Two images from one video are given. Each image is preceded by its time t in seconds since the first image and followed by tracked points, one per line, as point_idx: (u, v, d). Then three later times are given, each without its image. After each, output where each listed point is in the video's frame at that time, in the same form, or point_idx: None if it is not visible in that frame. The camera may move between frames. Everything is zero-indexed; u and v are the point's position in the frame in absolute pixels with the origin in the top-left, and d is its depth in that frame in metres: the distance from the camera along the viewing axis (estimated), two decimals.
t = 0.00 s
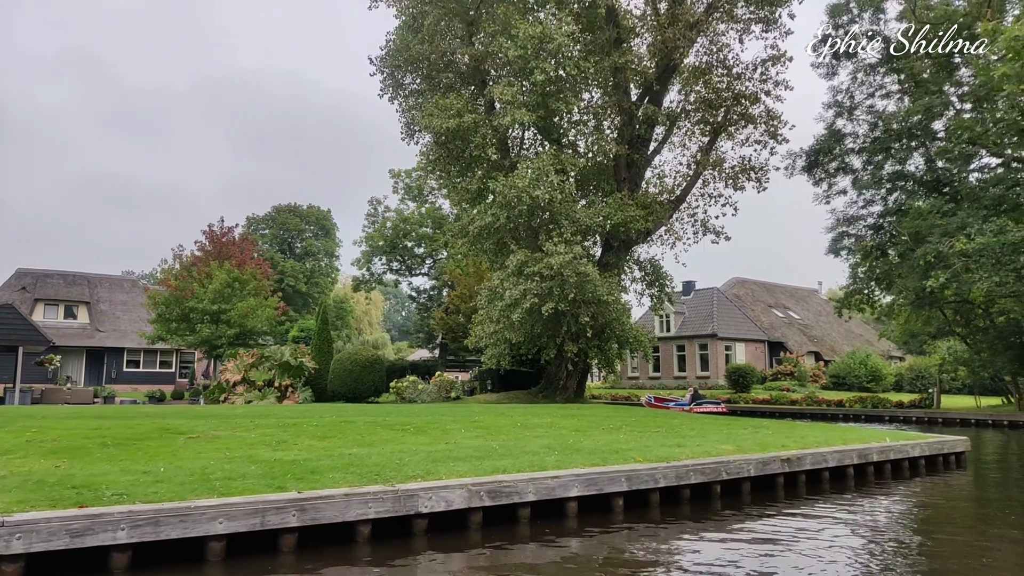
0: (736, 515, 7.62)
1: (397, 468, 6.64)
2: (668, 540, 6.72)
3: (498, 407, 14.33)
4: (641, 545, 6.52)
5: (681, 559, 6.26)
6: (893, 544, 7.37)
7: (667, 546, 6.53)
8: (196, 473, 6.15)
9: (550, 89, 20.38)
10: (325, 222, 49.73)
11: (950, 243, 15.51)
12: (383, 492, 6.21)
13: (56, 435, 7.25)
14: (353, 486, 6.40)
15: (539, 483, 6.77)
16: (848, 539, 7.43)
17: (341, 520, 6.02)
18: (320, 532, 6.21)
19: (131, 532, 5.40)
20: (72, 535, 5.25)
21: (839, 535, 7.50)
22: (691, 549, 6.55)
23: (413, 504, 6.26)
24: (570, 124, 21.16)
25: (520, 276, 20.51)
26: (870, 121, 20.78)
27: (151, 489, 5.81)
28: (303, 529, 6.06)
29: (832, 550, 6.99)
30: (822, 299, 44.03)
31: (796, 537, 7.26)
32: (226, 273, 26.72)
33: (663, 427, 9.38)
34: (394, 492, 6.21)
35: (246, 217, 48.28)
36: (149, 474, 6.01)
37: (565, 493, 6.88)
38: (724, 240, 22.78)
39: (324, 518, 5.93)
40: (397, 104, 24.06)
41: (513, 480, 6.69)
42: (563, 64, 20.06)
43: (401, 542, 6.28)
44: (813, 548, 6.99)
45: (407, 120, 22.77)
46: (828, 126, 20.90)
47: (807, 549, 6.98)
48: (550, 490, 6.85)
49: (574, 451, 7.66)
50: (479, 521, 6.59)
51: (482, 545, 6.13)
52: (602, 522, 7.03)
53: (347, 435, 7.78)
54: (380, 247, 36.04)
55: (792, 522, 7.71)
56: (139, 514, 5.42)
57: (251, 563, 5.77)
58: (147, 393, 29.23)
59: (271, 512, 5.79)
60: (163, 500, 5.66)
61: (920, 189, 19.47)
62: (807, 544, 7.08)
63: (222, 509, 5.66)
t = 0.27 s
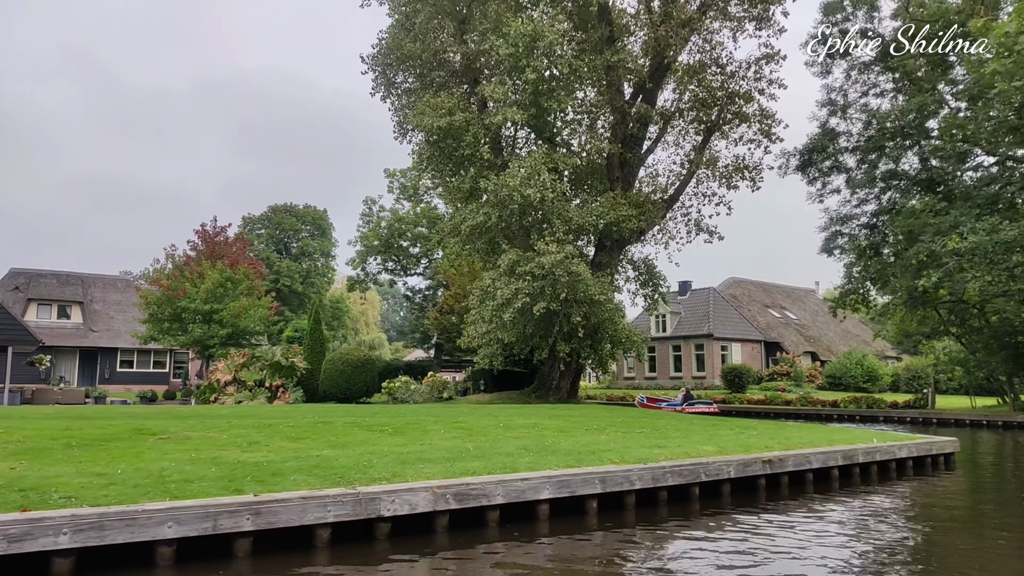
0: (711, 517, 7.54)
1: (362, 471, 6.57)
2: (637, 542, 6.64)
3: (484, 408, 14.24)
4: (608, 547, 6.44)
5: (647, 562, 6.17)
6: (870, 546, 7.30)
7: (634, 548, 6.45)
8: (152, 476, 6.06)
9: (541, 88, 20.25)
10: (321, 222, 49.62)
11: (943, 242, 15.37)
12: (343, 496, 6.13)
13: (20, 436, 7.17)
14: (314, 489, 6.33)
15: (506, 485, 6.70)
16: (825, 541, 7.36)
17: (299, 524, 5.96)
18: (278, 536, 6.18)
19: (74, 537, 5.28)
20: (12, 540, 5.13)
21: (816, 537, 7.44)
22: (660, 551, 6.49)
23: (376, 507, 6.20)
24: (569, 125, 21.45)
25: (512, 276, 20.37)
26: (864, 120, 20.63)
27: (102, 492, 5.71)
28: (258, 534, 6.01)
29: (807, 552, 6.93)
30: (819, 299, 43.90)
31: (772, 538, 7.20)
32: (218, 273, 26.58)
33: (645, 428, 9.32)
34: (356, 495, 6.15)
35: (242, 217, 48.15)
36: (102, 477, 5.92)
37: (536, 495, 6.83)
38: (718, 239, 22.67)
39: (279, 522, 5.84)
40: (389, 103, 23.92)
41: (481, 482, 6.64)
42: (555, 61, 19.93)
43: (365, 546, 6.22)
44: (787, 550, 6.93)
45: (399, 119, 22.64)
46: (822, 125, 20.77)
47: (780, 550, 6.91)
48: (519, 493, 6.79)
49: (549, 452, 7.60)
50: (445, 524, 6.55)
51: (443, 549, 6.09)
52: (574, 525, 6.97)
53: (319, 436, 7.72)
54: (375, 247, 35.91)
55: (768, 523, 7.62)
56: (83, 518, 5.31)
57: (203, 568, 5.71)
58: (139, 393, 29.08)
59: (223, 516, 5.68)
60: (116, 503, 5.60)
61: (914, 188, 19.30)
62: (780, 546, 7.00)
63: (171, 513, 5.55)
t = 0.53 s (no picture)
0: (685, 518, 7.48)
1: (327, 474, 6.52)
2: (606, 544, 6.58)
3: (471, 409, 14.17)
4: (574, 549, 6.38)
5: (612, 563, 6.12)
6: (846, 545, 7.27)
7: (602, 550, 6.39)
8: (108, 478, 5.98)
9: (534, 86, 20.13)
10: (318, 221, 49.51)
11: (936, 241, 15.26)
12: (303, 498, 6.09)
13: None
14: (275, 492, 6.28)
15: (474, 488, 6.67)
16: (801, 538, 7.34)
17: (255, 528, 5.90)
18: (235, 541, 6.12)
19: (14, 543, 5.15)
20: None
21: (792, 535, 7.40)
22: (629, 551, 6.47)
23: (338, 510, 6.17)
24: (563, 123, 21.39)
25: (504, 275, 20.24)
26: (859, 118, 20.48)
27: (52, 495, 5.62)
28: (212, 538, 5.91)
29: (781, 550, 6.90)
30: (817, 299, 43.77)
31: (747, 536, 7.17)
32: (211, 272, 26.44)
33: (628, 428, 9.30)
34: (316, 498, 6.13)
35: (238, 217, 48.01)
36: (57, 479, 5.84)
37: (506, 498, 6.82)
38: (712, 238, 22.55)
39: (234, 525, 5.78)
40: (382, 101, 23.78)
41: (449, 485, 6.62)
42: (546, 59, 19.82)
43: (327, 551, 6.22)
44: (760, 550, 6.89)
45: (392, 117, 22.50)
46: (817, 123, 20.61)
47: (752, 550, 6.84)
48: (488, 495, 6.78)
49: (525, 454, 7.59)
50: (410, 528, 6.57)
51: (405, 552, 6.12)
52: (543, 528, 6.97)
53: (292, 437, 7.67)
54: (371, 247, 35.77)
55: (743, 523, 7.55)
56: (25, 522, 5.19)
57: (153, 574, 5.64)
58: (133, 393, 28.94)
59: (175, 520, 5.59)
60: (62, 506, 5.49)
61: (909, 187, 19.16)
62: (753, 546, 6.93)
63: (119, 517, 5.45)
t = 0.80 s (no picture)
0: (660, 521, 7.39)
1: (291, 476, 6.41)
2: (575, 548, 6.48)
3: (459, 410, 14.05)
4: (541, 554, 6.28)
5: (578, 568, 6.01)
6: (824, 546, 7.19)
7: (569, 554, 6.29)
8: (61, 481, 5.87)
9: (527, 84, 20.04)
10: (315, 221, 49.42)
11: (930, 239, 15.15)
12: (261, 501, 5.98)
13: None
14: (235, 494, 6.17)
15: (441, 491, 6.55)
16: (778, 540, 7.24)
17: (209, 532, 5.78)
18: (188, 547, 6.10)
19: None
20: None
21: (770, 537, 7.31)
22: (598, 554, 6.37)
23: (297, 513, 6.05)
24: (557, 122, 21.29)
25: (497, 275, 20.13)
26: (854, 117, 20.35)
27: None
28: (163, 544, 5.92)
29: (755, 552, 6.80)
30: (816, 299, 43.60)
31: (723, 539, 7.07)
32: (205, 272, 26.35)
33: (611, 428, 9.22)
34: (275, 501, 6.00)
35: (235, 217, 47.91)
36: (9, 482, 5.74)
37: (476, 501, 6.73)
38: (706, 238, 22.44)
39: (187, 529, 5.65)
40: (376, 100, 23.68)
41: (416, 487, 6.52)
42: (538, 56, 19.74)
43: (288, 557, 6.12)
44: (734, 552, 6.78)
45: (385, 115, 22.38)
46: (812, 122, 20.48)
47: (725, 554, 6.74)
48: (458, 498, 6.69)
49: (501, 455, 7.50)
50: (375, 532, 6.54)
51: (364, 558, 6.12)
52: (514, 532, 6.88)
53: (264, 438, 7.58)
54: (368, 247, 35.65)
55: (720, 526, 7.45)
56: None
57: None
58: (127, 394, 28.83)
59: (123, 524, 5.47)
60: (9, 510, 5.38)
61: (904, 185, 19.02)
62: (727, 549, 6.83)
63: (65, 521, 5.33)
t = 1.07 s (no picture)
0: (636, 523, 7.27)
1: (255, 478, 6.31)
2: (544, 551, 6.36)
3: (449, 410, 13.95)
4: (507, 558, 6.16)
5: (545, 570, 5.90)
6: (802, 547, 7.08)
7: (536, 558, 6.18)
8: (16, 481, 5.76)
9: (520, 82, 19.94)
10: (314, 221, 49.37)
11: (925, 238, 15.00)
12: (219, 503, 5.86)
13: None
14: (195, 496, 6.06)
15: (408, 493, 6.45)
16: (756, 540, 7.13)
17: (164, 534, 5.66)
18: (141, 549, 6.03)
19: None
20: None
21: (748, 537, 7.21)
22: (567, 557, 6.27)
23: (256, 515, 5.94)
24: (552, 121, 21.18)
25: (491, 274, 20.00)
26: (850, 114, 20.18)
27: None
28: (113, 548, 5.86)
29: (730, 552, 6.69)
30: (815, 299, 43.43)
31: (698, 539, 6.97)
32: (199, 272, 26.24)
33: (595, 428, 9.13)
34: (233, 503, 5.88)
35: (233, 217, 47.84)
36: None
37: (445, 502, 6.63)
38: (702, 237, 22.31)
39: (140, 532, 5.53)
40: (370, 99, 23.57)
41: (383, 489, 6.42)
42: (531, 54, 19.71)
43: (247, 561, 6.02)
44: (708, 553, 6.66)
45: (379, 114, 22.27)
46: (807, 120, 20.32)
47: (699, 554, 6.62)
48: (427, 500, 6.58)
49: (476, 456, 7.40)
50: (339, 535, 6.43)
51: (326, 562, 6.00)
52: (484, 534, 6.79)
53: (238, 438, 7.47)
54: (364, 247, 35.53)
55: (697, 527, 7.34)
56: None
57: None
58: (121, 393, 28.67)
59: (73, 526, 5.36)
60: None
61: (900, 184, 18.87)
62: (701, 550, 6.71)
63: (11, 524, 5.19)
